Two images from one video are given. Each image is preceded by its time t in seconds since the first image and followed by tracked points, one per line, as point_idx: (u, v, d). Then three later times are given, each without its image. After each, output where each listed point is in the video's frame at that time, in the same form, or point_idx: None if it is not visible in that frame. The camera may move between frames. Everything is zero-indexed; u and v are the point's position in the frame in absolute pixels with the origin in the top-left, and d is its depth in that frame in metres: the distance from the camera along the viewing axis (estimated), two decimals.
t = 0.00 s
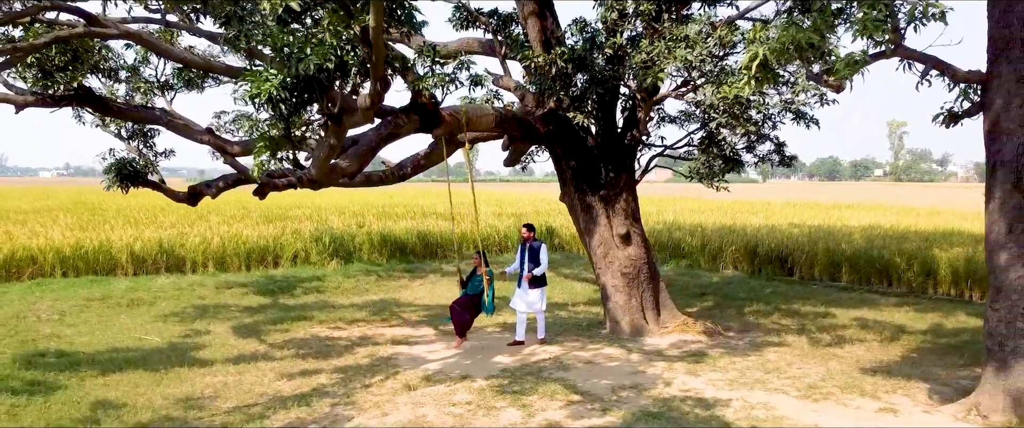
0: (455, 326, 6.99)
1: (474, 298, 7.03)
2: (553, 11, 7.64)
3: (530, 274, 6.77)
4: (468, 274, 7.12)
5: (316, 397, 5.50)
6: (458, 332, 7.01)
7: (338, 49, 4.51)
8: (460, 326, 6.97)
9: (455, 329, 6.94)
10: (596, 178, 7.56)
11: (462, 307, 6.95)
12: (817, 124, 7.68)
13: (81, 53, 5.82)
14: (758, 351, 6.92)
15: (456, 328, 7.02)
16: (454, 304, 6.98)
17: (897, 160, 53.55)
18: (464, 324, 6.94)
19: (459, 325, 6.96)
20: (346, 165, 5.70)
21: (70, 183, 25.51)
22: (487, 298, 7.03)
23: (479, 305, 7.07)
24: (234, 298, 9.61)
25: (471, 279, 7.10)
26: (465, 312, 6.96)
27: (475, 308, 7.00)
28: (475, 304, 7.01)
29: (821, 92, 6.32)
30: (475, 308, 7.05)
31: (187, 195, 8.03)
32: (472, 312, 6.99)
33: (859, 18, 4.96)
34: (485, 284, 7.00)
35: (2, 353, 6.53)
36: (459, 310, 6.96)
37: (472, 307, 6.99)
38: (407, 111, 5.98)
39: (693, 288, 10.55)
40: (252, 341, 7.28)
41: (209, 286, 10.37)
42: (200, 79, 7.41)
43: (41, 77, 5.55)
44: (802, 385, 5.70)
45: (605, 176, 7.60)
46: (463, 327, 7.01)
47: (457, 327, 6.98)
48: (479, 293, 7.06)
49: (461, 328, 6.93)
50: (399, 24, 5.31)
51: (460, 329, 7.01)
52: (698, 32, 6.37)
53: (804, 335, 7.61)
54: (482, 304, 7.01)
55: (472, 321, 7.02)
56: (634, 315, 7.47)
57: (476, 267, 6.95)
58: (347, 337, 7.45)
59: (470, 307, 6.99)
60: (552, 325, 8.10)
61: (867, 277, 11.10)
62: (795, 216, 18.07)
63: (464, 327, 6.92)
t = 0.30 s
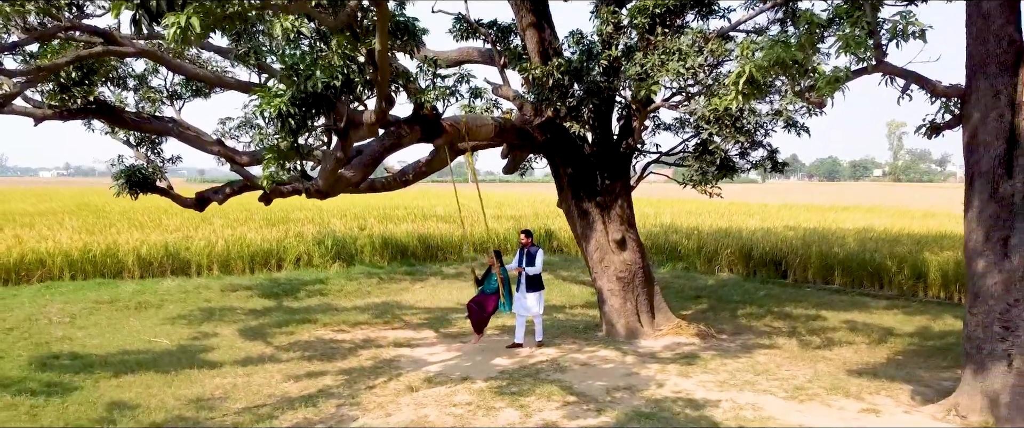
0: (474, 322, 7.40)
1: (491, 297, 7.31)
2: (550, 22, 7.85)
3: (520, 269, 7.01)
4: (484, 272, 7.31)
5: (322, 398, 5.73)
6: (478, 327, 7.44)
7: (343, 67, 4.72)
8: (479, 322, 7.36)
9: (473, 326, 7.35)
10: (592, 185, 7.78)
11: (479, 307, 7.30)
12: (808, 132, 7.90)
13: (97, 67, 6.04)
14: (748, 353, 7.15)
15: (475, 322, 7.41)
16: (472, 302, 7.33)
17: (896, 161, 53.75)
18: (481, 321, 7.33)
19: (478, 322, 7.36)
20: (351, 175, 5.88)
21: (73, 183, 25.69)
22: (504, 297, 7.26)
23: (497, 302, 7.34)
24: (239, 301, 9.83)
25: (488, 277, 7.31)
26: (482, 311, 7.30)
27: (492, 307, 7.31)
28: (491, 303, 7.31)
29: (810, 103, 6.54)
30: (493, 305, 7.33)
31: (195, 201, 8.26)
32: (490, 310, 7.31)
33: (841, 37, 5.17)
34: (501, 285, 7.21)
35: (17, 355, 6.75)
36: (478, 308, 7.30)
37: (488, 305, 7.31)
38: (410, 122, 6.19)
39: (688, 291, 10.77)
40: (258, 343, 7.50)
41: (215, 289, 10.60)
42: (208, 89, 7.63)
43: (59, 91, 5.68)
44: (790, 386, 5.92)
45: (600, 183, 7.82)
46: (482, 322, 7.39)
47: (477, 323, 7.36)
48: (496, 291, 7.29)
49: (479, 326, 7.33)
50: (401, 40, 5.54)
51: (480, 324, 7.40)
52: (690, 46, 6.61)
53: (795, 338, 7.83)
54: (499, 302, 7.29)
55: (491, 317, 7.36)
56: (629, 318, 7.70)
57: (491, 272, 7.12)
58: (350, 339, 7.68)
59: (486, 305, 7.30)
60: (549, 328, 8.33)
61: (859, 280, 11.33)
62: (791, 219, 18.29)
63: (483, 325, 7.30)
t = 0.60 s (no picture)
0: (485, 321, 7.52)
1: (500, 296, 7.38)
2: (548, 33, 8.06)
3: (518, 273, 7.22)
4: (493, 272, 7.42)
5: (327, 400, 5.95)
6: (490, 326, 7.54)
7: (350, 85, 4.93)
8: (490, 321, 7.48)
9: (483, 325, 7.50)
10: (588, 192, 8.01)
11: (489, 306, 7.43)
12: (798, 140, 8.12)
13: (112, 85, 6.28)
14: (739, 356, 7.37)
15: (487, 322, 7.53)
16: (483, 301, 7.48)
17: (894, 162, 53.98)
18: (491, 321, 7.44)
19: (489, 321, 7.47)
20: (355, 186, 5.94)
21: (74, 183, 25.85)
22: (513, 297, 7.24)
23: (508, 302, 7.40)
24: (245, 304, 10.06)
25: (497, 277, 7.41)
26: (491, 310, 7.42)
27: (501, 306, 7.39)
28: (500, 302, 7.39)
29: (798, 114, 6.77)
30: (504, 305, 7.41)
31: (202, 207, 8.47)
32: (499, 309, 7.39)
33: (826, 54, 5.49)
34: (507, 285, 7.26)
35: (32, 358, 6.98)
36: (488, 307, 7.44)
37: (497, 305, 7.39)
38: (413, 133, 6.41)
39: (683, 294, 11.00)
40: (264, 346, 7.73)
41: (220, 292, 10.82)
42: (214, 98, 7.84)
43: (76, 105, 5.90)
44: (778, 388, 6.15)
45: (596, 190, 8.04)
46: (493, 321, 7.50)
47: (488, 322, 7.51)
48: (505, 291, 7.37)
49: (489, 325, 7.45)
50: (405, 57, 5.78)
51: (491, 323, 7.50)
52: (682, 59, 6.84)
53: (785, 341, 8.06)
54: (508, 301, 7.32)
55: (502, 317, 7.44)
56: (624, 322, 7.92)
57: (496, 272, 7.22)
58: (353, 342, 7.90)
59: (495, 305, 7.40)
60: (547, 331, 8.55)
61: (851, 283, 11.56)
62: (788, 221, 18.52)
63: (492, 324, 7.41)
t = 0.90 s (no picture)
0: (490, 321, 7.83)
1: (503, 297, 7.67)
2: (547, 43, 8.26)
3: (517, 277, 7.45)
4: (495, 274, 7.71)
5: (332, 401, 6.17)
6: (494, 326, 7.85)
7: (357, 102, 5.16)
8: (495, 321, 7.78)
9: (489, 324, 7.81)
10: (585, 198, 8.24)
11: (493, 306, 7.74)
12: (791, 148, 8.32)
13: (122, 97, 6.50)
14: (732, 358, 7.59)
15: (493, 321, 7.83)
16: (488, 302, 7.80)
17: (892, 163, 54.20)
18: (495, 320, 7.73)
19: (494, 321, 7.77)
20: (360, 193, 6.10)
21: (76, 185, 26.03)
22: (515, 296, 7.48)
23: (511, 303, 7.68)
24: (250, 307, 10.28)
25: (498, 278, 7.70)
26: (496, 310, 7.72)
27: (505, 307, 7.67)
28: (503, 303, 7.67)
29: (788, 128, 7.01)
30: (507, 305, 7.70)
31: (210, 212, 8.67)
32: (503, 310, 7.67)
33: (812, 70, 5.69)
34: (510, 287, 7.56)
35: (45, 360, 7.19)
36: (492, 308, 7.74)
37: (501, 305, 7.68)
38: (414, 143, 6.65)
39: (679, 297, 11.22)
40: (270, 348, 7.95)
41: (225, 295, 11.04)
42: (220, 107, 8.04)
43: (90, 118, 6.13)
44: (767, 389, 6.37)
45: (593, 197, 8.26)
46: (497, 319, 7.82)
47: (494, 322, 7.81)
48: (508, 292, 7.66)
49: (493, 325, 7.75)
50: (408, 73, 5.86)
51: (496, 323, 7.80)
52: (675, 71, 7.06)
53: (777, 343, 8.29)
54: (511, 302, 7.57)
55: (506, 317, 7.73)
56: (620, 325, 8.15)
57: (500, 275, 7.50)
58: (356, 345, 8.13)
59: (499, 305, 7.69)
60: (545, 334, 8.77)
61: (844, 286, 11.78)
62: (784, 224, 18.74)
63: (497, 324, 7.72)
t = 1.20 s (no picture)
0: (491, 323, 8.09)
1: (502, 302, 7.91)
2: (545, 53, 8.47)
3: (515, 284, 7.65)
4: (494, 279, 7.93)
5: (337, 403, 6.39)
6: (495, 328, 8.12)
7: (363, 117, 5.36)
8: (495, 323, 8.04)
9: (489, 327, 8.07)
10: (582, 205, 8.45)
11: (493, 309, 7.99)
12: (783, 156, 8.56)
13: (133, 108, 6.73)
14: (724, 361, 7.82)
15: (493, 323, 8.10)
16: (487, 305, 8.05)
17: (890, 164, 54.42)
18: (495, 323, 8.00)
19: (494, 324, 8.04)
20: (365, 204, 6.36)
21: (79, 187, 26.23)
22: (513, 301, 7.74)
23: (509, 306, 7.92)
24: (254, 310, 10.50)
25: (497, 283, 7.93)
26: (495, 313, 7.97)
27: (503, 311, 7.91)
28: (502, 307, 7.91)
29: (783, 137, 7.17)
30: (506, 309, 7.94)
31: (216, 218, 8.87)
32: (502, 313, 7.93)
33: (799, 85, 5.92)
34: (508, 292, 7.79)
35: (58, 363, 7.41)
36: (491, 311, 8.01)
37: (500, 309, 7.93)
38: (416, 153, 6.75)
39: (675, 300, 11.44)
40: (275, 351, 8.17)
41: (229, 298, 11.25)
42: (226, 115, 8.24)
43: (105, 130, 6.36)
44: (757, 391, 6.59)
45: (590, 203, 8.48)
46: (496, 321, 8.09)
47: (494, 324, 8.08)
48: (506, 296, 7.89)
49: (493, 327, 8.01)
50: (410, 84, 6.02)
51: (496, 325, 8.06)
52: (669, 83, 7.28)
53: (769, 346, 8.51)
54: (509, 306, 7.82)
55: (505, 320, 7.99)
56: (616, 328, 8.36)
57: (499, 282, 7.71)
58: (359, 348, 8.34)
59: (498, 309, 7.94)
60: (543, 337, 9.00)
61: (837, 289, 12.00)
62: (780, 227, 18.95)
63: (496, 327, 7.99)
